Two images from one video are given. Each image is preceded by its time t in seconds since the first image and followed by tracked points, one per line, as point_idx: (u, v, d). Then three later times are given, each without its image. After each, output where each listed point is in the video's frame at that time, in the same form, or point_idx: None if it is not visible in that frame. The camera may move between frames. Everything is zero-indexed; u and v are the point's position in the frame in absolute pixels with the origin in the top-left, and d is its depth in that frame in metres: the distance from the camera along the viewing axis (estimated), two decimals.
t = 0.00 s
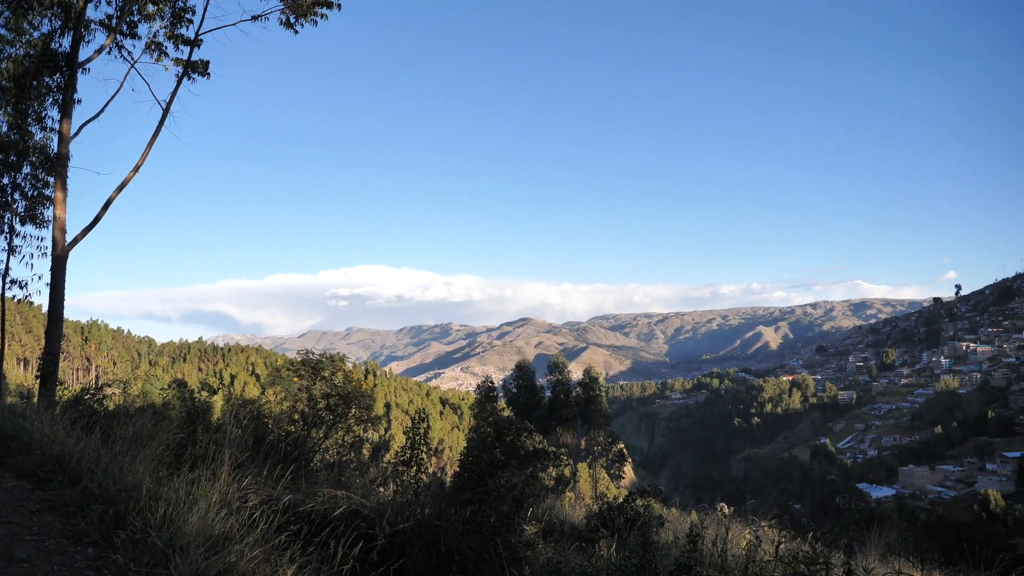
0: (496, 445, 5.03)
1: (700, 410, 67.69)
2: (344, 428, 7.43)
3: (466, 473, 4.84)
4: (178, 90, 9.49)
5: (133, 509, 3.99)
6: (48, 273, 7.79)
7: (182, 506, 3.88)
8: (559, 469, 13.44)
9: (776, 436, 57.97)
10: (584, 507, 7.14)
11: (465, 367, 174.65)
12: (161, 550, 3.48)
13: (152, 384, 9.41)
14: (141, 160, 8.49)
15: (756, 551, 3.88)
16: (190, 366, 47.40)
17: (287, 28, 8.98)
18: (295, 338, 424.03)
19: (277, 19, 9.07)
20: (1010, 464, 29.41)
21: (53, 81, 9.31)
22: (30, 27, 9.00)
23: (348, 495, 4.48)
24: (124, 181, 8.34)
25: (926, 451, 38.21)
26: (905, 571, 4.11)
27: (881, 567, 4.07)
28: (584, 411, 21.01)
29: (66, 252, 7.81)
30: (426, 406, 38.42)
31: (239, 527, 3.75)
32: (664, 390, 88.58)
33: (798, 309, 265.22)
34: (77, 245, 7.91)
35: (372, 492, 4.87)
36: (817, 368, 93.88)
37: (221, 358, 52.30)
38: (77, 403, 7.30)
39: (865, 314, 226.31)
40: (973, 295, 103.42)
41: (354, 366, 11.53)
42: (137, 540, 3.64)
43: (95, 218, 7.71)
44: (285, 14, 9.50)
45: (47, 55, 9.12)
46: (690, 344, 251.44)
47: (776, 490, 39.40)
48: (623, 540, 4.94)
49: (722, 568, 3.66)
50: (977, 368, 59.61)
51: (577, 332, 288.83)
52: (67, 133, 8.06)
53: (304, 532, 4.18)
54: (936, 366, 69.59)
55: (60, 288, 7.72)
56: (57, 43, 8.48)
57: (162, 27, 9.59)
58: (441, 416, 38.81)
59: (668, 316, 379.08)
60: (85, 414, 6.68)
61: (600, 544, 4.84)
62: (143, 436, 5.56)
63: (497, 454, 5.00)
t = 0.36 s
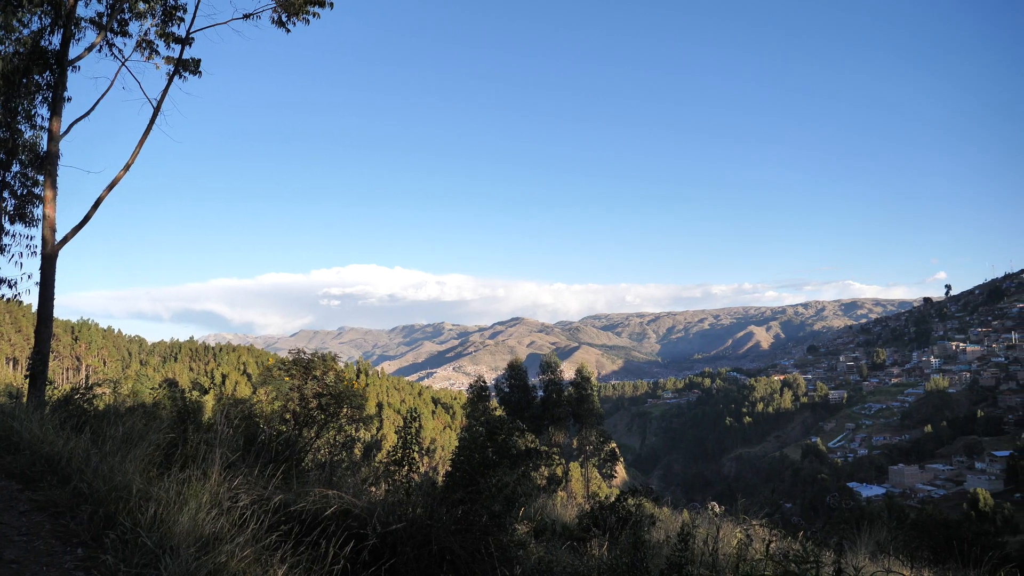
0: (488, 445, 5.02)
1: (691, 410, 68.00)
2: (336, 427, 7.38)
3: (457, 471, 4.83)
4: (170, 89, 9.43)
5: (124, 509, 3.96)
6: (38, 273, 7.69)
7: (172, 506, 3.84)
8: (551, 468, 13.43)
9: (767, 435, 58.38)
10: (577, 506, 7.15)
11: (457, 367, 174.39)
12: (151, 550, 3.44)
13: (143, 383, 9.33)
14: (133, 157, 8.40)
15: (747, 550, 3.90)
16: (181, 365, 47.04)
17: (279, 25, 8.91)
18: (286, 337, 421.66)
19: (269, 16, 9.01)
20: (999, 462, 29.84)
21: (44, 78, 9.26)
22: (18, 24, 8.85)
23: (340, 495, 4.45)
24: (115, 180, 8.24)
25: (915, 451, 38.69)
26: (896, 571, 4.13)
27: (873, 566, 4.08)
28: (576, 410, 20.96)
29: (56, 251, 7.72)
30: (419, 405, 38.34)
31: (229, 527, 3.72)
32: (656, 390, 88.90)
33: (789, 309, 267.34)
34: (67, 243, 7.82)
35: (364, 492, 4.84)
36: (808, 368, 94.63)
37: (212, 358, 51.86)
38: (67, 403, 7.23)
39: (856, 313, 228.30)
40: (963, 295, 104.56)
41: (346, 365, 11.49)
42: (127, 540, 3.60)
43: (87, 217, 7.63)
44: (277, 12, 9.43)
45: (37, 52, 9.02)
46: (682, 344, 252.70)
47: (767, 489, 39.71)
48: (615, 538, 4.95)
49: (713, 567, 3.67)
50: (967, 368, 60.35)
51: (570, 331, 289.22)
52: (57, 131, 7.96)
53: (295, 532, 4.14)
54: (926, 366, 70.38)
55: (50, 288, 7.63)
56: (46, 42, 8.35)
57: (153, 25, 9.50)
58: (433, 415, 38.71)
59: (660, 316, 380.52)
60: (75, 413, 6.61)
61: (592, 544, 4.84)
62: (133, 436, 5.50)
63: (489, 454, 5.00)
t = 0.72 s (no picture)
0: (472, 444, 5.00)
1: (675, 409, 68.50)
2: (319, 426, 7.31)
3: (440, 470, 4.81)
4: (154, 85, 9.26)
5: (103, 509, 3.88)
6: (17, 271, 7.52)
7: (150, 506, 3.76)
8: (535, 467, 13.48)
9: (751, 434, 59.04)
10: (561, 505, 7.16)
11: (442, 365, 173.75)
12: (131, 550, 3.38)
13: (125, 382, 9.15)
14: (115, 152, 8.23)
15: (730, 548, 3.94)
16: (163, 364, 46.25)
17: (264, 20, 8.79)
18: (268, 336, 416.95)
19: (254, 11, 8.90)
20: (977, 461, 30.49)
21: (24, 73, 8.99)
22: None
23: (323, 494, 4.40)
24: (97, 175, 8.05)
25: (896, 450, 39.34)
26: (876, 570, 4.17)
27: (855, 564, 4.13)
28: (560, 409, 21.05)
29: (37, 248, 7.54)
30: (404, 404, 38.14)
31: (211, 527, 3.66)
32: (640, 389, 89.41)
33: (772, 310, 270.67)
34: (47, 240, 7.64)
35: (347, 491, 4.78)
36: (791, 368, 95.85)
37: (195, 356, 51.08)
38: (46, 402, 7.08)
39: (838, 314, 231.79)
40: (943, 296, 106.58)
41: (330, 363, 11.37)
42: (106, 539, 3.52)
43: (69, 214, 7.46)
44: (262, 7, 9.33)
45: (17, 46, 8.81)
46: (666, 344, 254.55)
47: (750, 488, 40.16)
48: (598, 537, 4.95)
49: (697, 566, 3.67)
50: (946, 368, 61.58)
51: (555, 331, 289.87)
52: (37, 126, 7.77)
53: (277, 531, 4.09)
54: (907, 366, 71.66)
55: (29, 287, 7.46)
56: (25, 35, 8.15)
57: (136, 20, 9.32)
58: (417, 414, 38.51)
59: (644, 316, 382.98)
60: (55, 412, 6.47)
61: (576, 542, 4.83)
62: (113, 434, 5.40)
63: (473, 453, 4.98)
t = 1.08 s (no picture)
0: (455, 443, 4.98)
1: (658, 408, 69.01)
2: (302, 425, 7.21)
3: (422, 469, 4.78)
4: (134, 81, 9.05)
5: (82, 510, 3.79)
6: None
7: (130, 507, 3.68)
8: (519, 466, 13.52)
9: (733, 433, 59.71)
10: (544, 504, 7.17)
11: (425, 365, 172.99)
12: (111, 551, 3.31)
13: (105, 381, 8.97)
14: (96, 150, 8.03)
15: (709, 546, 3.99)
16: (144, 363, 45.36)
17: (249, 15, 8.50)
18: (249, 334, 411.59)
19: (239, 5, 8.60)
20: (955, 459, 31.25)
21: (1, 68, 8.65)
22: None
23: (304, 494, 4.35)
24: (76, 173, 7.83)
25: (877, 448, 40.08)
26: (856, 567, 4.23)
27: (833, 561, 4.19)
28: (544, 408, 21.03)
29: (14, 245, 7.34)
30: (387, 403, 37.92)
31: (191, 527, 3.59)
32: (624, 388, 89.92)
33: (754, 309, 274.21)
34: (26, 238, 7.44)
35: (330, 491, 4.73)
36: (773, 367, 97.14)
37: (177, 355, 50.17)
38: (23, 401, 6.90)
39: (819, 314, 235.48)
40: (922, 296, 108.78)
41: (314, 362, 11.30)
42: (84, 540, 3.43)
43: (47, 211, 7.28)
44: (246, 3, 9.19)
45: None
46: (650, 343, 256.47)
47: (732, 486, 40.65)
48: (581, 536, 4.95)
49: (678, 565, 3.69)
50: (926, 367, 62.94)
51: (539, 330, 290.38)
52: (16, 122, 7.55)
53: (259, 531, 4.02)
54: (887, 365, 73.02)
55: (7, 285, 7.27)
56: None
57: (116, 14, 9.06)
58: (401, 414, 38.32)
59: (627, 315, 385.32)
60: (32, 412, 6.30)
61: (558, 541, 4.85)
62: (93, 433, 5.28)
63: (456, 451, 4.96)
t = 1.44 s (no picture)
0: (437, 442, 4.96)
1: (641, 407, 69.49)
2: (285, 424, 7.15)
3: (403, 469, 4.75)
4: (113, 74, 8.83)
5: (58, 512, 3.69)
6: None
7: (107, 508, 3.59)
8: (502, 465, 13.54)
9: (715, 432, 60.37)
10: (527, 503, 7.18)
11: (408, 364, 172.05)
12: (87, 552, 3.23)
13: (83, 381, 8.79)
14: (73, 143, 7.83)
15: (691, 545, 4.02)
16: (123, 362, 44.44)
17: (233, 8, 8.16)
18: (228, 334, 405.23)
19: None
20: (933, 457, 32.01)
21: None
22: None
23: (284, 495, 4.29)
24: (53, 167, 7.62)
25: (856, 446, 40.83)
26: (833, 564, 4.31)
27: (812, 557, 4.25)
28: (527, 408, 20.96)
29: None
30: (370, 403, 37.69)
31: (170, 529, 3.52)
32: (606, 387, 90.39)
33: (735, 309, 277.72)
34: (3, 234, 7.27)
35: (310, 492, 4.67)
36: (754, 366, 98.45)
37: (157, 355, 49.21)
38: None
39: (799, 313, 239.26)
40: (901, 296, 111.03)
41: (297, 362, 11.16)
42: (59, 542, 3.33)
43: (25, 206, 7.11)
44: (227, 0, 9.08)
45: None
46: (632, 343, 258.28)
47: (713, 485, 41.12)
48: (563, 535, 4.96)
49: (659, 563, 3.72)
50: (904, 366, 64.33)
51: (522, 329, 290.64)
52: None
53: (238, 533, 3.95)
54: (866, 364, 74.42)
55: None
56: None
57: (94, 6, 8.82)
58: (384, 414, 38.10)
59: (610, 315, 387.51)
60: (6, 411, 6.13)
61: (540, 541, 4.85)
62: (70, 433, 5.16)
63: (436, 450, 4.93)
